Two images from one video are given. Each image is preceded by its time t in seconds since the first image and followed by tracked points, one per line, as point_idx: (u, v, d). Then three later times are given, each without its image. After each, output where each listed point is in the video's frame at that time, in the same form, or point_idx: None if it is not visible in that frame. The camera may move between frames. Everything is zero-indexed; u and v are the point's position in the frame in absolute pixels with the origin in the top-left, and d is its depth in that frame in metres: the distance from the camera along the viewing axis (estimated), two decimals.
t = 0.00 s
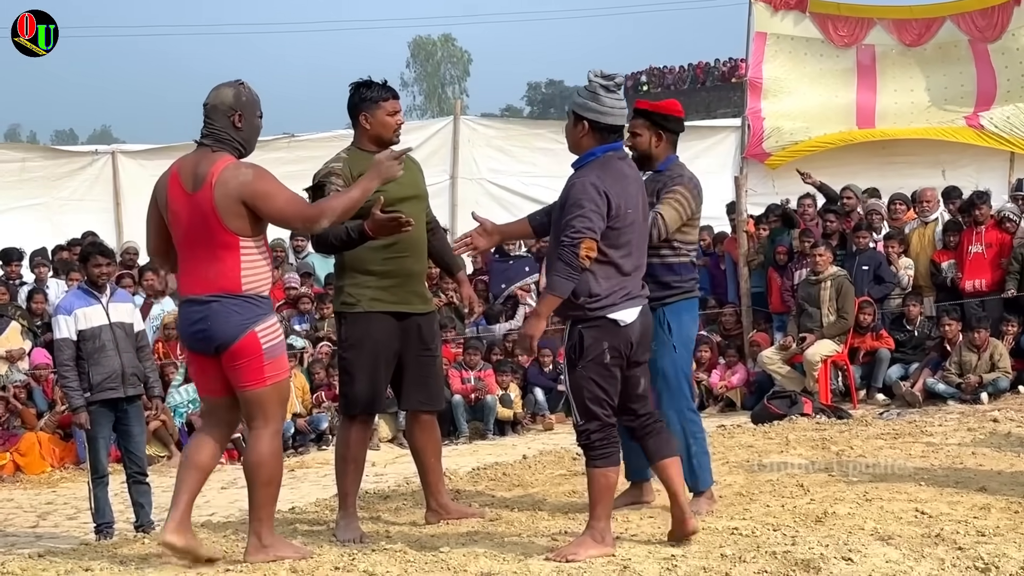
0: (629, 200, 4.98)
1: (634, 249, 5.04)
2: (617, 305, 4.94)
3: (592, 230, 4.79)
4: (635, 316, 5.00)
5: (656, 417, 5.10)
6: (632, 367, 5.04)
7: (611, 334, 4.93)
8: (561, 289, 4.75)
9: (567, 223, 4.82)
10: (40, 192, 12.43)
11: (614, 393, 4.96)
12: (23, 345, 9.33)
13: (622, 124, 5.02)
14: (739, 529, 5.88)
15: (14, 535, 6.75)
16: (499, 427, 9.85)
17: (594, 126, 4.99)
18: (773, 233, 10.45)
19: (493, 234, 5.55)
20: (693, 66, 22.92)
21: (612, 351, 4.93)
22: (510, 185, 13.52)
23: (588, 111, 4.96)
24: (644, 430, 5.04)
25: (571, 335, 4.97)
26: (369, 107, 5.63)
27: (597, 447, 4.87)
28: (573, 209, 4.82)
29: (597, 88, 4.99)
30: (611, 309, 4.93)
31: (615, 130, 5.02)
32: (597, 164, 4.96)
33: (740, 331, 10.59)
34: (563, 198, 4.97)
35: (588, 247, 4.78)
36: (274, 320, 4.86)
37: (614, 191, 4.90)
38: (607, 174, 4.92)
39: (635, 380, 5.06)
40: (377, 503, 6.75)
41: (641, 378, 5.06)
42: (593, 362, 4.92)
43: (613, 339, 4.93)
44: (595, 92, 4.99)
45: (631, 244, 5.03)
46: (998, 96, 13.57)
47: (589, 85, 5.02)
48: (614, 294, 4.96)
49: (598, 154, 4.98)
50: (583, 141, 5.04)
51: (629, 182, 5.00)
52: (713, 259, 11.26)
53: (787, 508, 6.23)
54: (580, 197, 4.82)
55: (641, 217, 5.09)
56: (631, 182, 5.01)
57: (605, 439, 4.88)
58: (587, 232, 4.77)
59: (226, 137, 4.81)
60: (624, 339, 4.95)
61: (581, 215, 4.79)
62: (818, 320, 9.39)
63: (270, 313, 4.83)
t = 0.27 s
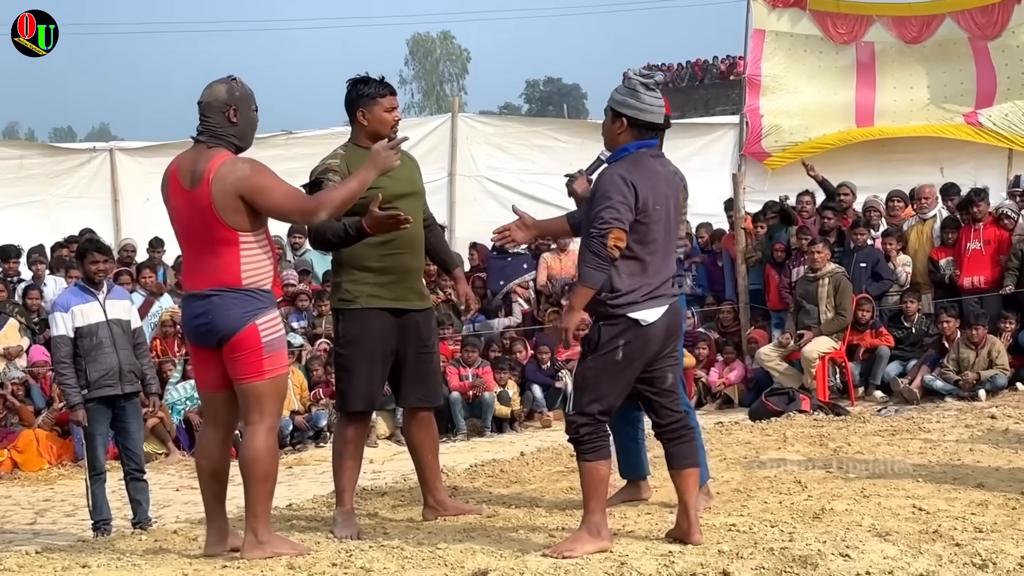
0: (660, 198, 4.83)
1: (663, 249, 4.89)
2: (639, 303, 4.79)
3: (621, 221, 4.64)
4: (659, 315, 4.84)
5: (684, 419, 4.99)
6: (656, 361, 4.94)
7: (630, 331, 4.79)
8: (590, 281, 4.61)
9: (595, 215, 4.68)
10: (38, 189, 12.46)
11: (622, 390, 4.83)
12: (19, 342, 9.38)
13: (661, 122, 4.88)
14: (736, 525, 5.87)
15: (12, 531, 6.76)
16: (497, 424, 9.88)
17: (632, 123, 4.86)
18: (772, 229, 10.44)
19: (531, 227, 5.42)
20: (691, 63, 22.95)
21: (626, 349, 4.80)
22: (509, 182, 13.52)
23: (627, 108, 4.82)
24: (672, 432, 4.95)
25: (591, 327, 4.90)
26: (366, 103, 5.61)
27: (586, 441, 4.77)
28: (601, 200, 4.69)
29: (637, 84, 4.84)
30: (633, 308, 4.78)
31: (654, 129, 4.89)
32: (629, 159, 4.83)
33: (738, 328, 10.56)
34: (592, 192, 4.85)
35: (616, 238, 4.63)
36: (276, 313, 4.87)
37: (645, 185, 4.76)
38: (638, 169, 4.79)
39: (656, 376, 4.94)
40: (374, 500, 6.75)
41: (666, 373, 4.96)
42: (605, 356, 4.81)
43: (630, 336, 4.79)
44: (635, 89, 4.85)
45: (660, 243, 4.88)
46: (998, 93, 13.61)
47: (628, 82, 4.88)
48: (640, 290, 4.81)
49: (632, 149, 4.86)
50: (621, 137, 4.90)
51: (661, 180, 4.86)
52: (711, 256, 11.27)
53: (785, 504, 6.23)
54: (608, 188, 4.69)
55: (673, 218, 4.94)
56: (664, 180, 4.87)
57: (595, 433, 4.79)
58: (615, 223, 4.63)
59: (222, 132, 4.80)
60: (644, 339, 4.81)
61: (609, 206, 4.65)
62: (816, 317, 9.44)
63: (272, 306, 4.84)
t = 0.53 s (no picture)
0: (669, 187, 4.78)
1: (672, 240, 4.81)
2: (646, 294, 4.75)
3: (624, 202, 4.60)
4: (667, 307, 4.78)
5: (691, 415, 4.96)
6: (667, 356, 4.90)
7: (637, 322, 4.75)
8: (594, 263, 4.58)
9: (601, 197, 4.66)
10: (34, 184, 12.54)
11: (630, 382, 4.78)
12: (15, 339, 9.43)
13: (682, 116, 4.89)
14: (732, 522, 5.87)
15: (8, 528, 6.75)
16: (493, 421, 9.82)
17: (654, 116, 4.85)
18: (768, 226, 10.42)
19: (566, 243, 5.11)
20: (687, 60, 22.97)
21: (631, 339, 4.76)
22: (505, 179, 13.51)
23: (650, 100, 4.81)
24: (677, 427, 4.93)
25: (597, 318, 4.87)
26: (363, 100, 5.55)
27: (585, 429, 4.71)
28: (606, 183, 4.67)
29: (659, 77, 4.85)
30: (640, 299, 4.74)
31: (675, 122, 4.89)
32: (642, 148, 4.82)
33: (734, 325, 10.54)
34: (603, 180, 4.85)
35: (620, 218, 4.58)
36: (265, 310, 4.87)
37: (652, 171, 4.73)
38: (649, 156, 4.78)
39: (665, 371, 4.91)
40: (371, 496, 6.75)
41: (676, 369, 4.91)
42: (608, 347, 4.78)
43: (635, 326, 4.75)
44: (657, 82, 4.85)
45: (669, 234, 4.81)
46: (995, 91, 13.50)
47: (650, 76, 4.88)
48: (643, 277, 4.76)
49: (646, 140, 4.86)
50: (640, 130, 4.90)
51: (673, 170, 4.82)
52: (707, 252, 11.27)
53: (781, 500, 6.22)
54: (614, 171, 4.68)
55: (685, 212, 4.87)
56: (676, 172, 4.83)
57: (594, 421, 4.73)
58: (620, 203, 4.59)
59: (207, 132, 4.80)
60: (651, 332, 4.75)
61: (614, 187, 4.63)
62: (812, 314, 9.47)
63: (258, 303, 4.83)
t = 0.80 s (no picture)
0: (651, 182, 4.73)
1: (657, 236, 4.75)
2: (635, 288, 4.70)
3: (600, 195, 4.59)
4: (658, 303, 4.73)
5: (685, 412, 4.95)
6: (661, 354, 4.87)
7: (625, 320, 4.70)
8: (568, 256, 4.58)
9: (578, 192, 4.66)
10: (28, 181, 12.54)
11: (625, 381, 4.72)
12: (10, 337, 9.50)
13: (673, 114, 4.87)
14: (727, 518, 5.87)
15: (3, 524, 6.74)
16: (488, 417, 9.85)
17: (644, 114, 4.85)
18: (763, 223, 10.47)
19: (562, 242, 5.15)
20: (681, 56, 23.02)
21: (621, 340, 4.71)
22: (499, 175, 13.50)
23: (641, 98, 4.81)
24: (671, 426, 4.91)
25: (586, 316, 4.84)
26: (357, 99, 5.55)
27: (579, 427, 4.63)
28: (584, 178, 4.67)
29: (650, 75, 4.84)
30: (629, 296, 4.70)
31: (665, 120, 4.86)
32: (628, 144, 4.81)
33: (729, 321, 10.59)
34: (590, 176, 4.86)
35: (593, 211, 4.56)
36: (249, 306, 4.85)
37: (633, 165, 4.70)
38: (632, 151, 4.76)
39: (657, 368, 4.89)
40: (366, 493, 6.75)
41: (669, 366, 4.90)
42: (598, 347, 4.73)
43: (625, 326, 4.70)
44: (649, 80, 4.84)
45: (655, 229, 4.74)
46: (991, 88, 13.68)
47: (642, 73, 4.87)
48: (627, 272, 4.71)
49: (634, 137, 4.83)
50: (631, 127, 4.89)
51: (658, 165, 4.77)
52: (701, 250, 11.28)
53: (775, 496, 6.23)
54: (591, 166, 4.68)
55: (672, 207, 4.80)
56: (661, 166, 4.78)
57: (591, 421, 4.65)
58: (593, 196, 4.57)
59: (197, 131, 4.81)
60: (641, 330, 4.71)
61: (591, 180, 4.63)
62: (807, 310, 9.47)
63: (242, 299, 4.81)
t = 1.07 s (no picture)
0: (614, 182, 4.66)
1: (622, 236, 4.68)
2: (600, 287, 4.62)
3: (559, 198, 4.55)
4: (623, 302, 4.64)
5: (662, 411, 4.84)
6: (631, 354, 4.77)
7: (592, 320, 4.62)
8: (532, 258, 4.59)
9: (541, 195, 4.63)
10: (20, 178, 12.56)
11: (600, 381, 4.63)
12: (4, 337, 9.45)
13: (638, 112, 4.79)
14: (719, 515, 5.85)
15: None
16: (480, 415, 9.84)
17: (606, 114, 4.79)
18: (755, 219, 10.52)
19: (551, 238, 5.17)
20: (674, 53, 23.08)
21: (592, 339, 4.62)
22: (491, 172, 13.52)
23: (604, 99, 4.75)
24: (649, 426, 4.80)
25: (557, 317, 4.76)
26: (351, 95, 5.56)
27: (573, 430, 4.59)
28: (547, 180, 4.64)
29: (612, 74, 4.77)
30: (592, 293, 4.62)
31: (628, 119, 4.78)
32: (591, 144, 4.75)
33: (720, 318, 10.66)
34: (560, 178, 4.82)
35: (555, 213, 4.52)
36: (239, 302, 4.84)
37: (593, 166, 4.65)
38: (593, 152, 4.70)
39: (628, 370, 4.78)
40: (357, 489, 6.75)
41: (641, 368, 4.78)
42: (570, 348, 4.64)
43: (592, 325, 4.62)
44: (610, 80, 4.78)
45: (619, 229, 4.68)
46: (982, 85, 13.82)
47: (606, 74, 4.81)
48: (595, 272, 4.64)
49: (597, 137, 4.77)
50: (593, 126, 4.83)
51: (620, 164, 4.70)
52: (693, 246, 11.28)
53: (767, 493, 6.23)
54: (553, 169, 4.64)
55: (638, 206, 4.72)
56: (624, 165, 4.70)
57: (582, 426, 4.60)
58: (554, 198, 4.53)
59: (189, 128, 4.81)
60: (609, 329, 4.61)
61: (550, 184, 4.59)
62: (799, 307, 9.48)
63: (231, 296, 4.81)
